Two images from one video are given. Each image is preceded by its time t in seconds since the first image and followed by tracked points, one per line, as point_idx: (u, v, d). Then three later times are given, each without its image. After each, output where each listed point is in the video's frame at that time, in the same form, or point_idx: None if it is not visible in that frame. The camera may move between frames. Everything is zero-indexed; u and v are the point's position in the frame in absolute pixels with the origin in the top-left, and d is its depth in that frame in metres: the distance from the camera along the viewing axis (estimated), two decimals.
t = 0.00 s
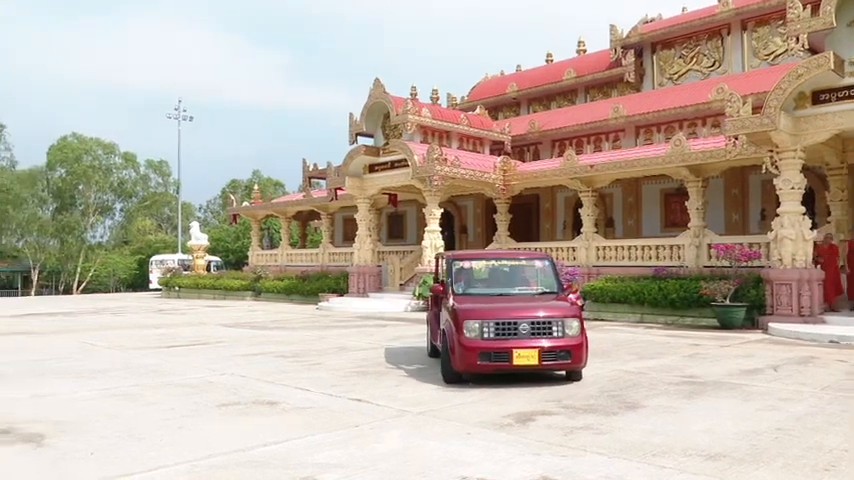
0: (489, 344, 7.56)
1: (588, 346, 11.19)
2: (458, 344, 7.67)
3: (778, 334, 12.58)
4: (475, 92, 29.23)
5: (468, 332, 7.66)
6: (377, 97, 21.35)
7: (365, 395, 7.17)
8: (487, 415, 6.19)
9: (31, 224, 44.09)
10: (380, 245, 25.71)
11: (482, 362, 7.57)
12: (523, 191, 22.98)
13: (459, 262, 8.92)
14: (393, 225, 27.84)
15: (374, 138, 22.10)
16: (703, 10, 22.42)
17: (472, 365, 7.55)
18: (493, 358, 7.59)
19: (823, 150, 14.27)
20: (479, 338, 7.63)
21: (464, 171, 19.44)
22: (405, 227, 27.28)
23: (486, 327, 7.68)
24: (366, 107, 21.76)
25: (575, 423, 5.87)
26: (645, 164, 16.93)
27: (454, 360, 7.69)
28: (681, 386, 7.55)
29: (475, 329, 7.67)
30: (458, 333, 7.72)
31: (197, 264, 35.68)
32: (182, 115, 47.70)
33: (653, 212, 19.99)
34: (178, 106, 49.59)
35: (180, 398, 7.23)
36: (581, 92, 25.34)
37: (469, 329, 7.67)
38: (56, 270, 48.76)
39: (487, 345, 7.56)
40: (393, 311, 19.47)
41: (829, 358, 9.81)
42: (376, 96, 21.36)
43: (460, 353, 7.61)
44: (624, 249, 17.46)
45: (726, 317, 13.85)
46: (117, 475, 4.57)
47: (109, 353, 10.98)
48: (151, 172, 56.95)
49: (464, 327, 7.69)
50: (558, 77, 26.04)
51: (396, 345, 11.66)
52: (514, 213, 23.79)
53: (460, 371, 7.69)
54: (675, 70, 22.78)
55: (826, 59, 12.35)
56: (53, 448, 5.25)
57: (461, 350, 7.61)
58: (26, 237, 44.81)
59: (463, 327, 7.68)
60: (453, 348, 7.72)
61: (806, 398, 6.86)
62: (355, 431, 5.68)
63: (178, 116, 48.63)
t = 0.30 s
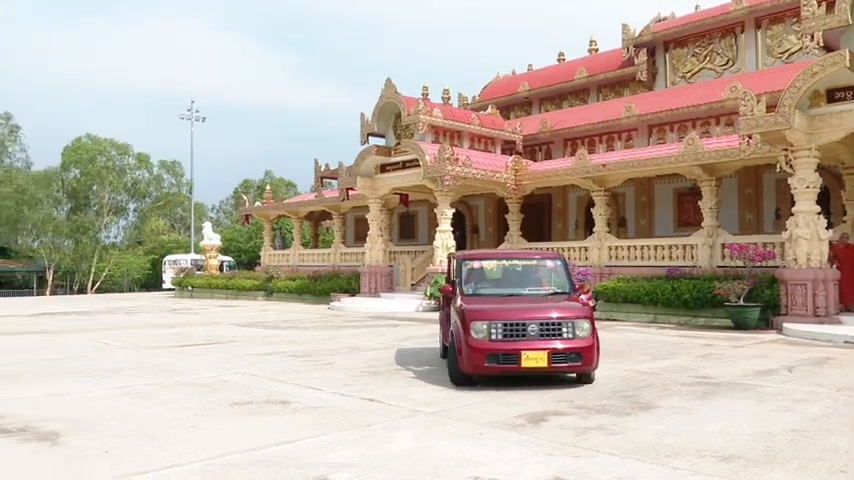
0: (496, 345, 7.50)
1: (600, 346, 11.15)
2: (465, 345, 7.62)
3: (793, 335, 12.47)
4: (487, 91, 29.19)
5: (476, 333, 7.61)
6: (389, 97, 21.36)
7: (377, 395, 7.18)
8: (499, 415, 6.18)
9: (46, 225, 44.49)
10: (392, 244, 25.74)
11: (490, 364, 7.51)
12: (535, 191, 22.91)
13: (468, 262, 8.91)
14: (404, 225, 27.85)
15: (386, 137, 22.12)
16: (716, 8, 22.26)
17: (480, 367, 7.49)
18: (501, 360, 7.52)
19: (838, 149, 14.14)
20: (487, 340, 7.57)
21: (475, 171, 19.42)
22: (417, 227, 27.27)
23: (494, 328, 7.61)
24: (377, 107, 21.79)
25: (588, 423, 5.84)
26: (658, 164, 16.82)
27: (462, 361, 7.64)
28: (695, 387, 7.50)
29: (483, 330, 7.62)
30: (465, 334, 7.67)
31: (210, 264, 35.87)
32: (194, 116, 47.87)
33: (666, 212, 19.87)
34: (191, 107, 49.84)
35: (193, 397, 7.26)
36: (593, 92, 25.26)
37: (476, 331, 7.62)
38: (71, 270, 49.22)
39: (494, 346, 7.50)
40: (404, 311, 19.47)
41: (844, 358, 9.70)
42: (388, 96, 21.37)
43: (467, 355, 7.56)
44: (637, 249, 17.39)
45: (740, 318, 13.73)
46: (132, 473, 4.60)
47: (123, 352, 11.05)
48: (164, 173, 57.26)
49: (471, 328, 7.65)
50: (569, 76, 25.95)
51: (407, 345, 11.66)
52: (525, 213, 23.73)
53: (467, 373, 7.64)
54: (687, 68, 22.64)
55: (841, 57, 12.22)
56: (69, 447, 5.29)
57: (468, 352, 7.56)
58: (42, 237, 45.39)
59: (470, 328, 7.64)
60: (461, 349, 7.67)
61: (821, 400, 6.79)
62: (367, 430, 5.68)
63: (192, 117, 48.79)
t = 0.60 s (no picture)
0: (507, 348, 7.32)
1: (618, 346, 11.08)
2: (475, 347, 7.45)
3: (814, 335, 12.31)
4: (503, 90, 29.14)
5: (486, 335, 7.43)
6: (405, 97, 21.37)
7: (393, 395, 7.19)
8: (516, 416, 6.15)
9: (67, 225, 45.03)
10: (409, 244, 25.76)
11: (501, 367, 7.34)
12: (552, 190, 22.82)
13: (480, 261, 8.84)
14: (420, 225, 27.87)
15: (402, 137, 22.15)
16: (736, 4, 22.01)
17: (489, 369, 7.32)
18: (512, 362, 7.36)
19: None
20: (497, 342, 7.39)
21: (492, 170, 19.39)
22: (433, 227, 27.27)
23: (505, 330, 7.42)
24: (394, 107, 21.82)
25: (606, 424, 5.80)
26: (676, 163, 16.67)
27: (471, 363, 7.48)
28: (714, 388, 7.42)
29: (493, 331, 7.43)
30: (475, 336, 7.50)
31: (228, 264, 36.12)
32: (214, 117, 48.09)
33: (684, 211, 19.71)
34: (208, 108, 50.10)
35: (212, 395, 7.31)
36: (610, 90, 25.16)
37: (486, 332, 7.44)
38: (91, 270, 49.81)
39: (504, 349, 7.32)
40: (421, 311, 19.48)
41: None
42: (404, 96, 21.39)
43: (478, 357, 7.39)
44: (654, 249, 17.26)
45: (761, 318, 13.57)
46: (152, 471, 4.64)
47: (143, 351, 11.15)
48: (182, 174, 57.69)
49: (481, 330, 7.46)
50: (586, 74, 25.84)
51: (424, 344, 11.65)
52: (542, 212, 23.64)
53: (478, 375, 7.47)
54: (706, 66, 22.42)
55: None
56: (91, 444, 5.35)
57: (478, 354, 7.39)
58: (64, 238, 46.25)
59: (480, 329, 7.45)
60: (470, 351, 7.51)
61: (844, 402, 6.69)
62: (384, 430, 5.69)
63: (210, 118, 49.11)
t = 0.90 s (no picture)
0: (517, 350, 7.09)
1: (640, 346, 10.98)
2: (485, 349, 7.24)
3: (842, 336, 12.10)
4: (523, 89, 29.04)
5: (496, 336, 7.21)
6: (425, 97, 21.37)
7: (414, 394, 7.18)
8: (537, 416, 6.12)
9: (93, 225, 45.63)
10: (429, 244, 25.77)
11: (511, 370, 7.12)
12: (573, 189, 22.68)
13: (496, 259, 8.71)
14: (441, 225, 27.85)
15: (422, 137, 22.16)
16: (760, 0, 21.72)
17: (499, 372, 7.10)
18: (523, 365, 7.12)
19: None
20: (507, 344, 7.16)
21: (512, 170, 19.32)
22: (454, 226, 27.24)
23: (515, 331, 7.18)
24: (414, 107, 21.84)
25: (628, 425, 5.75)
26: (699, 161, 16.49)
27: (482, 366, 7.26)
28: (739, 389, 7.32)
29: (503, 333, 7.20)
30: (486, 337, 7.28)
31: (250, 263, 36.39)
32: (235, 118, 48.56)
33: (708, 210, 19.48)
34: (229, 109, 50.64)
35: (234, 394, 7.36)
36: (632, 88, 25.00)
37: (496, 334, 7.21)
38: (116, 269, 50.47)
39: (514, 351, 7.09)
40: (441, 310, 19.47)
41: None
42: (424, 96, 21.38)
43: (487, 359, 7.17)
44: (677, 248, 17.10)
45: (787, 318, 13.37)
46: (175, 468, 4.68)
47: (165, 350, 11.26)
48: (205, 174, 58.20)
49: (491, 331, 7.24)
50: (608, 72, 25.68)
51: (444, 344, 11.64)
52: (563, 212, 23.51)
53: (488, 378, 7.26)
54: (730, 63, 22.15)
55: None
56: (116, 441, 5.41)
57: (488, 356, 7.17)
58: (89, 238, 46.93)
59: (490, 331, 7.23)
60: (481, 353, 7.30)
61: None
62: (405, 429, 5.68)
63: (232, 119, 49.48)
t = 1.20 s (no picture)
0: (523, 353, 6.87)
1: (665, 346, 10.88)
2: (492, 351, 7.06)
3: None
4: (545, 87, 28.91)
5: (503, 338, 7.02)
6: (446, 96, 21.35)
7: (436, 393, 7.18)
8: (560, 416, 6.08)
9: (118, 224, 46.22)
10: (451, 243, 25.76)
11: (517, 373, 6.90)
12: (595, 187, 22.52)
13: (510, 258, 8.62)
14: (462, 224, 27.82)
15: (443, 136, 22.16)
16: None
17: (506, 375, 6.91)
18: (530, 369, 6.88)
19: None
20: (514, 346, 6.96)
21: (534, 168, 19.24)
22: (475, 225, 27.20)
23: (522, 333, 6.97)
24: (435, 106, 21.84)
25: (652, 425, 5.69)
26: (724, 159, 16.27)
27: (489, 368, 7.09)
28: (765, 390, 7.21)
29: (510, 335, 7.00)
30: (493, 338, 7.10)
31: (273, 262, 36.67)
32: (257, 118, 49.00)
33: (733, 208, 19.23)
34: (252, 109, 51.11)
35: (257, 392, 7.41)
36: (655, 85, 24.75)
37: (503, 335, 7.02)
38: (142, 268, 51.11)
39: (520, 353, 6.87)
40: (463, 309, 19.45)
41: None
42: (445, 95, 21.36)
43: (494, 361, 6.98)
44: (701, 247, 16.91)
45: (814, 318, 13.17)
46: (200, 465, 4.73)
47: (190, 348, 11.37)
48: (228, 174, 58.71)
49: (498, 333, 7.05)
50: (631, 70, 25.47)
51: (466, 343, 11.62)
52: (586, 210, 23.34)
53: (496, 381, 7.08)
54: (756, 59, 21.83)
55: None
56: (143, 437, 5.48)
57: (494, 358, 6.99)
58: (115, 237, 47.58)
59: (497, 332, 7.04)
60: (488, 355, 7.12)
61: None
62: (426, 428, 5.68)
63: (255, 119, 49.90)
